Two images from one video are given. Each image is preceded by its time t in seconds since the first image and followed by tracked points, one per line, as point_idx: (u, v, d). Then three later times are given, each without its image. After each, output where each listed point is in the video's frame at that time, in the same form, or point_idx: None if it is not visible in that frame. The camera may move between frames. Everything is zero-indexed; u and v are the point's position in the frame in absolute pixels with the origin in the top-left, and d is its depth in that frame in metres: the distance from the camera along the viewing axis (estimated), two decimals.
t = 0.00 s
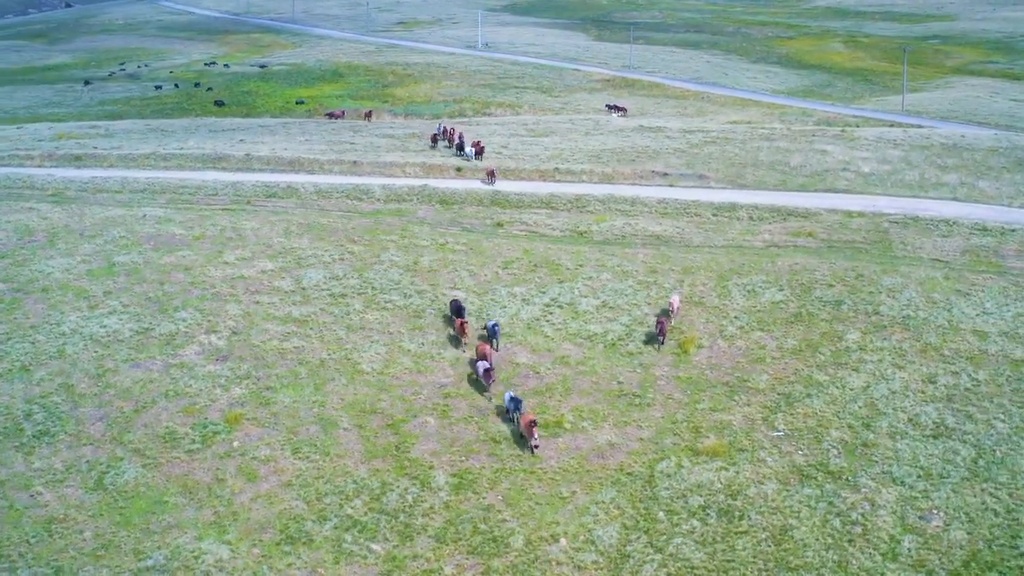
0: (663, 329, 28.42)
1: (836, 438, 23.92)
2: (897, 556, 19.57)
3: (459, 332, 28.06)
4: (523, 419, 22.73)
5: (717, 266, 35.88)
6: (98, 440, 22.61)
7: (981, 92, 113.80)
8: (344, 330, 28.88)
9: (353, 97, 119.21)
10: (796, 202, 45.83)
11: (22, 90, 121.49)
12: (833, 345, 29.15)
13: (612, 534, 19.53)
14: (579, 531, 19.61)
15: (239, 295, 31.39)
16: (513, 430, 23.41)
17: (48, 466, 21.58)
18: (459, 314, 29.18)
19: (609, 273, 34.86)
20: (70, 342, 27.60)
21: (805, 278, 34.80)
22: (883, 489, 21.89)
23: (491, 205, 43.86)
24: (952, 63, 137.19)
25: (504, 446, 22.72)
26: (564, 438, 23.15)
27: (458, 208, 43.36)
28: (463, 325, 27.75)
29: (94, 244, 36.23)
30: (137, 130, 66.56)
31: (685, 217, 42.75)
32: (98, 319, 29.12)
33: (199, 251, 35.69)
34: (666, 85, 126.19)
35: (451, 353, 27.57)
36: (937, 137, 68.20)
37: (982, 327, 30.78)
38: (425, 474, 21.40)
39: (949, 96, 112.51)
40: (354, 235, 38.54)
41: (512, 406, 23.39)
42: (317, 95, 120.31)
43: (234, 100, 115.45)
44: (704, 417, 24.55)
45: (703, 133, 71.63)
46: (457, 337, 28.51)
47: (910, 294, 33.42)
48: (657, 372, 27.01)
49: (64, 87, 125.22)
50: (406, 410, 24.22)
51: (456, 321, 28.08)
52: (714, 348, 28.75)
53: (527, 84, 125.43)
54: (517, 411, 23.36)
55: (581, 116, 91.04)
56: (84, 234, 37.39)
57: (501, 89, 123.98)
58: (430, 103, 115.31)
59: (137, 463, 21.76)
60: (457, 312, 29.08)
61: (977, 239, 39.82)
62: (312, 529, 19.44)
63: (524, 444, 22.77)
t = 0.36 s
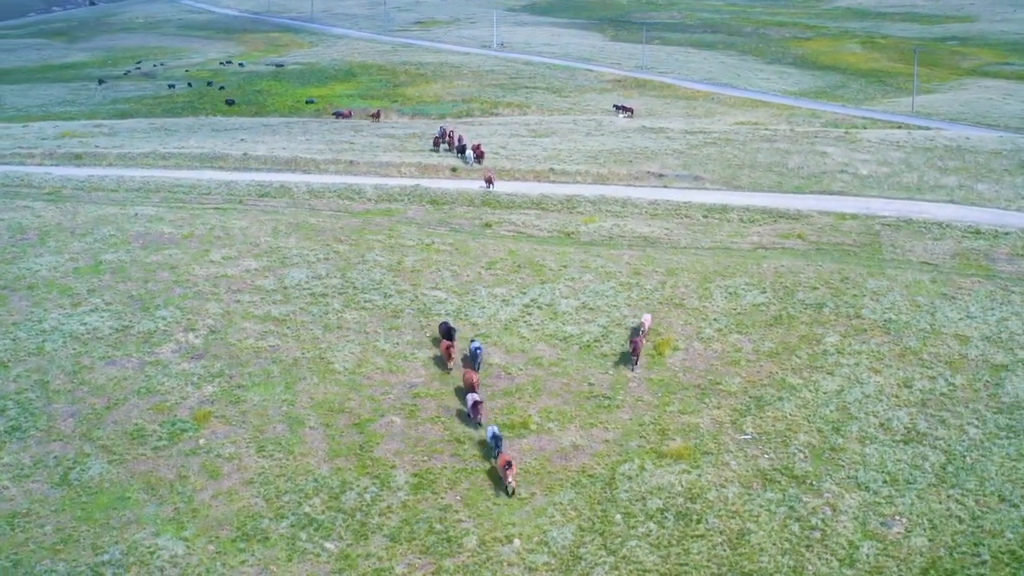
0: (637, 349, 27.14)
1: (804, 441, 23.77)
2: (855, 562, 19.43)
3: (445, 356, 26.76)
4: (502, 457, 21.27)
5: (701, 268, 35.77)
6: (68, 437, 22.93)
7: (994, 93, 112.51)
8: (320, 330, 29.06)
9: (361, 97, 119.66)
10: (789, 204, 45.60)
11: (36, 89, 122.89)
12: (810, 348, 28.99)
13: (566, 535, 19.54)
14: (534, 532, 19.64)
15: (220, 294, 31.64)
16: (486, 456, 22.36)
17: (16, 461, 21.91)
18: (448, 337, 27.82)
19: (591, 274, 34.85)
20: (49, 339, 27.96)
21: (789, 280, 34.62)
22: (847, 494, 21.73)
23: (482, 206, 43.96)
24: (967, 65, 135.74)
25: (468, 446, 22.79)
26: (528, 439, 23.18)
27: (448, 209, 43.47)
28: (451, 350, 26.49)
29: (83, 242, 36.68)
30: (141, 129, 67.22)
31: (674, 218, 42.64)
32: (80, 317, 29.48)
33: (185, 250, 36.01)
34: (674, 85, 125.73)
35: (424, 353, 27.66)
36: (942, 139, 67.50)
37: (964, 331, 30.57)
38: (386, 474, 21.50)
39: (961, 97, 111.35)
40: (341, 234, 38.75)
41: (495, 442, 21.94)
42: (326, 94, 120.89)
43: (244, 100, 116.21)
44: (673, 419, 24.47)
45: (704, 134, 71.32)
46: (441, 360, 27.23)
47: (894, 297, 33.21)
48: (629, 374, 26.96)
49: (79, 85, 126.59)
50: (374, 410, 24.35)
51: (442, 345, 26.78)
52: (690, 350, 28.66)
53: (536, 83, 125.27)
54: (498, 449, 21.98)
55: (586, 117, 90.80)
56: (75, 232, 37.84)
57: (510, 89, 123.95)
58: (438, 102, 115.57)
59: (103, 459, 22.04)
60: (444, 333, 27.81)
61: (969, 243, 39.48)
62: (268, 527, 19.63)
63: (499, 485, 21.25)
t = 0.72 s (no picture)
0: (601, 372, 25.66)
1: (768, 445, 23.66)
2: (808, 566, 19.27)
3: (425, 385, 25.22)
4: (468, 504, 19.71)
5: (684, 269, 35.68)
6: (37, 432, 23.28)
7: (1007, 95, 111.13)
8: (295, 328, 29.28)
9: (370, 96, 120.15)
10: (780, 205, 45.38)
11: (50, 87, 124.25)
12: (785, 351, 28.86)
13: (517, 535, 19.58)
14: (486, 533, 19.69)
15: (201, 292, 31.95)
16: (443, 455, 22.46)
17: None
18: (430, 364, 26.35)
19: (573, 275, 34.86)
20: (29, 335, 28.39)
21: (772, 282, 34.45)
22: (806, 498, 21.57)
23: (471, 206, 44.07)
24: (981, 66, 134.18)
25: (429, 446, 22.87)
26: (490, 439, 23.23)
27: (438, 209, 43.63)
28: (430, 379, 24.93)
29: (72, 239, 37.18)
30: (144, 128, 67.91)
31: (663, 219, 42.53)
32: (61, 314, 29.89)
33: (172, 248, 36.40)
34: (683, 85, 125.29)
35: (396, 353, 27.79)
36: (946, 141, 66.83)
37: (943, 335, 30.33)
38: (345, 473, 21.65)
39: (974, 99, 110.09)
40: (328, 233, 39.00)
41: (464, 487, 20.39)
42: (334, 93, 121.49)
43: (255, 99, 117.09)
44: (638, 421, 24.45)
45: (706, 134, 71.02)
46: (422, 388, 25.70)
47: (876, 299, 32.99)
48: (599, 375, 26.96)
49: (92, 83, 127.89)
50: (340, 408, 24.51)
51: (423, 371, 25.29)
52: (663, 352, 28.60)
53: (544, 83, 125.24)
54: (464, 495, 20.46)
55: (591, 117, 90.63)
56: (65, 230, 38.36)
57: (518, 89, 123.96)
58: (445, 102, 115.85)
59: (68, 454, 22.34)
60: (426, 359, 26.28)
61: (959, 246, 39.12)
62: (223, 523, 19.85)
63: (461, 537, 19.56)
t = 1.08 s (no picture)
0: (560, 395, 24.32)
1: (734, 448, 23.56)
2: (762, 571, 19.14)
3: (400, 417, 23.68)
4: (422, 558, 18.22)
5: (668, 271, 35.59)
6: (9, 427, 23.62)
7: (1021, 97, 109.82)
8: (273, 327, 29.50)
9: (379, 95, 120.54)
10: (773, 207, 45.15)
11: (65, 85, 125.62)
12: (760, 353, 28.73)
13: (471, 535, 19.64)
14: (440, 532, 19.76)
15: (183, 290, 32.28)
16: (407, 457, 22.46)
17: None
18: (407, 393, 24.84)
19: (555, 276, 34.85)
20: (10, 331, 28.81)
21: (755, 284, 34.29)
22: (767, 502, 21.46)
23: (462, 206, 44.17)
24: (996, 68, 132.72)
25: (393, 445, 22.98)
26: (455, 439, 23.30)
27: (428, 208, 43.77)
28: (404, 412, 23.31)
29: (63, 237, 37.66)
30: (148, 126, 68.55)
31: (652, 221, 42.43)
32: (44, 311, 30.29)
33: (160, 246, 36.79)
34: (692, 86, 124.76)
35: (370, 352, 27.93)
36: (951, 143, 66.14)
37: (924, 339, 30.06)
38: (306, 471, 21.80)
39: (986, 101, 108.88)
40: (316, 232, 39.24)
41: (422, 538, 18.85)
42: (343, 92, 122.01)
43: (267, 97, 118.15)
44: (605, 423, 24.43)
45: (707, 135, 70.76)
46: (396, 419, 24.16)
47: (859, 302, 32.74)
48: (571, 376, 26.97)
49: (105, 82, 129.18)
50: (308, 407, 24.68)
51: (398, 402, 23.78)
52: (638, 353, 28.55)
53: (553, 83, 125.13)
54: (421, 546, 18.91)
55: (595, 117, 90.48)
56: (57, 228, 38.83)
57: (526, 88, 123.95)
58: (453, 101, 116.07)
59: (37, 449, 22.66)
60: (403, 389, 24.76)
61: (950, 249, 38.75)
62: (181, 519, 20.06)
63: None
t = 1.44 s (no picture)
0: (508, 422, 23.23)
1: (697, 450, 23.49)
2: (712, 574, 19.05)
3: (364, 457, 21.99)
4: None
5: (650, 272, 35.50)
6: None
7: None
8: (249, 325, 29.74)
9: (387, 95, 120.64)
10: (763, 208, 44.91)
11: (78, 83, 126.91)
12: (734, 356, 28.61)
13: (423, 534, 19.71)
14: (392, 531, 19.85)
15: (164, 288, 32.59)
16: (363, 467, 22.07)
17: None
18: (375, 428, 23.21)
19: (536, 276, 34.86)
20: None
21: (735, 286, 34.14)
22: (725, 506, 21.35)
23: (451, 206, 44.26)
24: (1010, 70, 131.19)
25: (354, 444, 23.10)
26: (417, 439, 23.39)
27: (417, 208, 43.91)
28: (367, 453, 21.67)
29: (52, 234, 38.14)
30: (151, 125, 69.24)
31: (640, 222, 42.33)
32: (25, 307, 30.71)
33: (146, 244, 37.18)
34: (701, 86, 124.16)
35: (342, 351, 28.08)
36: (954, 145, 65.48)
37: (902, 343, 29.80)
38: (266, 468, 21.99)
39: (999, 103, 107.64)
40: (302, 231, 39.49)
41: None
42: (352, 92, 122.49)
43: (277, 96, 118.84)
44: (569, 424, 24.43)
45: (708, 136, 70.48)
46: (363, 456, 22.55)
47: (839, 305, 32.52)
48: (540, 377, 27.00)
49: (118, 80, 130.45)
50: (275, 405, 24.86)
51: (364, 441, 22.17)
52: (610, 354, 28.51)
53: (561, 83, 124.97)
54: None
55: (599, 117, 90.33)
56: (47, 225, 39.33)
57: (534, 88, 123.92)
58: (460, 101, 116.25)
59: (6, 443, 23.00)
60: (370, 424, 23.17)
61: (939, 252, 38.37)
62: (138, 514, 20.27)
63: None
